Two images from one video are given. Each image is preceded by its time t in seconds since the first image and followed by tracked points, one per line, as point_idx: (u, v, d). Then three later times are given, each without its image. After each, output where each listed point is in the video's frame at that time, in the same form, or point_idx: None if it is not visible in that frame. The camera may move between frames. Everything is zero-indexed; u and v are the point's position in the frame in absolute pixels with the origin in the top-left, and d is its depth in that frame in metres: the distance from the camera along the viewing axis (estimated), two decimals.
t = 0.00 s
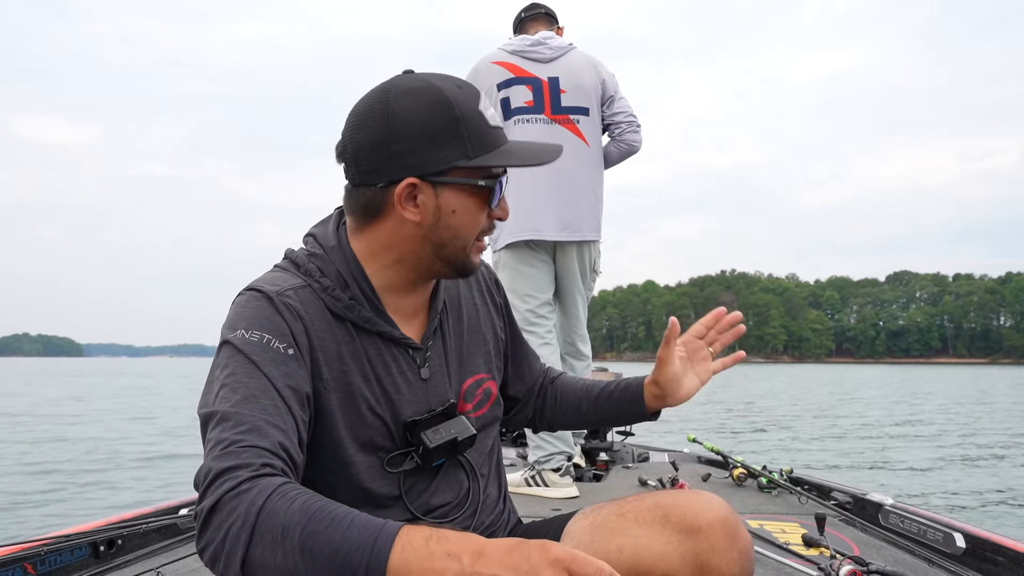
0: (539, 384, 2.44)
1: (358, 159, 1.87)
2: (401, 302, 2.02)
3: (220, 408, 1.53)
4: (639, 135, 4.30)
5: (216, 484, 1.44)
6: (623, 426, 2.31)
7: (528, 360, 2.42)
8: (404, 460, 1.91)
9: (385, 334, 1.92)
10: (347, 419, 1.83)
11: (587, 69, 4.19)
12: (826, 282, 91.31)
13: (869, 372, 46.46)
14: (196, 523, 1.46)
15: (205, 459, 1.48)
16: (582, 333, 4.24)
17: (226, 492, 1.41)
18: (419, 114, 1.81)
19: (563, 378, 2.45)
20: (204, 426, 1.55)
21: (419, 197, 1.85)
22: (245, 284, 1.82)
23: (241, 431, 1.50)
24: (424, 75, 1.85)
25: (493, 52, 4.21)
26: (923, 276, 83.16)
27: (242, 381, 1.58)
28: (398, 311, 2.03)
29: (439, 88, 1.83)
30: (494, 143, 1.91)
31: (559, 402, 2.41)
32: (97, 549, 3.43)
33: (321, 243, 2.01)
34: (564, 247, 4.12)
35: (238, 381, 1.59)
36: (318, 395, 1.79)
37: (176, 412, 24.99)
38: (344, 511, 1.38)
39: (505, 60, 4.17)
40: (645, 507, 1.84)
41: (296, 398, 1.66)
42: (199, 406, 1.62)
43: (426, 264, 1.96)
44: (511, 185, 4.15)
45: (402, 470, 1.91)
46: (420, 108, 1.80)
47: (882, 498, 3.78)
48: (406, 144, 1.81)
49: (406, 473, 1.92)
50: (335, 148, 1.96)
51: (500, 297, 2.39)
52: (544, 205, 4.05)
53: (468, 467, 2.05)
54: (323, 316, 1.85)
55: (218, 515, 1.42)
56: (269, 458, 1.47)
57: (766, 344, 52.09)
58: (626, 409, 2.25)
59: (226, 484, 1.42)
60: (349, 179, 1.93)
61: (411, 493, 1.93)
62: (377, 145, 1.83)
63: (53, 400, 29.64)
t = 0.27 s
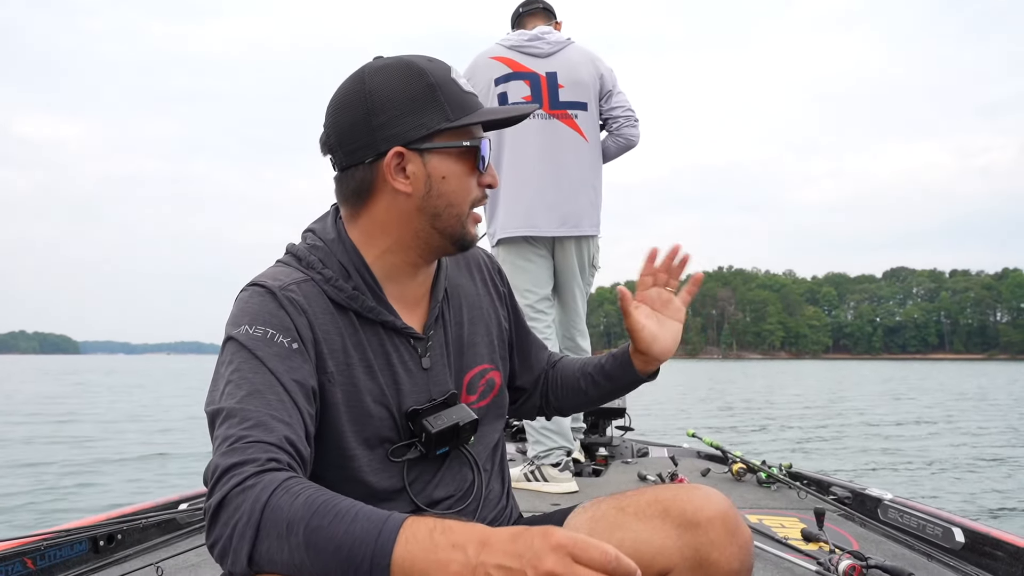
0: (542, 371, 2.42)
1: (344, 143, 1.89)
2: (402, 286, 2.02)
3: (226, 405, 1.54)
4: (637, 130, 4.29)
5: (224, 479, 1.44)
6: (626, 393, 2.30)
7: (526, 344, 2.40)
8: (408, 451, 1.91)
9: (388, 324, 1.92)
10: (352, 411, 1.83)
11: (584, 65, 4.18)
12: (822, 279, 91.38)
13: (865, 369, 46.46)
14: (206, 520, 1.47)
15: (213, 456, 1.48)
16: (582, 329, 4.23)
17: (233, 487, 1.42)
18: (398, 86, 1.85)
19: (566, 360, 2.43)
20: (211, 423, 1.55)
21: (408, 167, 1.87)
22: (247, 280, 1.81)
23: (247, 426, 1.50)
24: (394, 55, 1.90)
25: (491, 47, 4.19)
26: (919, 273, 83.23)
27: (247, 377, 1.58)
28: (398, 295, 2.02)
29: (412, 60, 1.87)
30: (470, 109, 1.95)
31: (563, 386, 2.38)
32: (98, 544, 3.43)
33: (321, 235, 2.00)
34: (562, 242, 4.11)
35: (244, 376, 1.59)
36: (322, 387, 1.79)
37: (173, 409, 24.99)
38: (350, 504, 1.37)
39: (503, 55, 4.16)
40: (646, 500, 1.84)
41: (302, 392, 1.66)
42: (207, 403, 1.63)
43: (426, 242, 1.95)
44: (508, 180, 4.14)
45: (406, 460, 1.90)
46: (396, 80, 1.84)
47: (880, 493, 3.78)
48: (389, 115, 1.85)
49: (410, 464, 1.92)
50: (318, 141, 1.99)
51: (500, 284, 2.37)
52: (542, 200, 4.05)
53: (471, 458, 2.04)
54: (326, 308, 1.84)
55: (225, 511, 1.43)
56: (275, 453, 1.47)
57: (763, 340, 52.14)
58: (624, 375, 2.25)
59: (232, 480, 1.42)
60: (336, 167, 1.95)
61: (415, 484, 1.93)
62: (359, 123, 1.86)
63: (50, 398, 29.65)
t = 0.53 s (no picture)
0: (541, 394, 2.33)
1: (353, 144, 1.89)
2: (408, 288, 2.01)
3: (221, 402, 1.54)
4: (636, 128, 4.29)
5: (213, 478, 1.45)
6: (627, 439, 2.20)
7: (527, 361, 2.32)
8: (402, 453, 1.90)
9: (388, 327, 1.91)
10: (347, 412, 1.83)
11: (583, 63, 4.18)
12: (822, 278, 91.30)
13: (865, 368, 46.40)
14: (194, 516, 1.47)
15: (205, 452, 1.48)
16: (583, 327, 4.23)
17: (223, 485, 1.42)
18: (406, 88, 1.86)
19: (571, 389, 2.32)
20: (205, 419, 1.56)
21: (415, 170, 1.87)
22: (250, 278, 1.82)
23: (240, 423, 1.51)
24: (402, 57, 1.91)
25: (489, 46, 4.19)
26: (918, 272, 83.13)
27: (243, 374, 1.59)
28: (402, 300, 2.01)
29: (420, 62, 1.88)
30: (479, 112, 1.95)
31: (563, 412, 2.28)
32: (98, 543, 3.43)
33: (326, 234, 2.00)
34: (562, 240, 4.11)
35: (240, 373, 1.59)
36: (317, 387, 1.79)
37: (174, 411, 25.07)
38: (339, 504, 1.39)
39: (502, 54, 4.15)
40: (643, 499, 1.84)
41: (298, 391, 1.66)
42: (203, 399, 1.63)
43: (433, 245, 1.95)
44: (508, 178, 4.13)
45: (399, 463, 1.89)
46: (404, 83, 1.85)
47: (881, 492, 3.78)
48: (397, 118, 1.85)
49: (403, 467, 1.91)
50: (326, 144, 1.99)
51: (507, 289, 2.32)
52: (542, 199, 4.04)
53: (467, 463, 2.03)
54: (325, 308, 1.84)
55: (214, 508, 1.43)
56: (266, 450, 1.47)
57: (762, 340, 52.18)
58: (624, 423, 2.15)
59: (222, 478, 1.43)
60: (344, 169, 1.95)
61: (407, 487, 1.92)
62: (368, 125, 1.86)
63: (51, 399, 29.76)
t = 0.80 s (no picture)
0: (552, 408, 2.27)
1: (364, 141, 1.90)
2: (413, 289, 2.01)
3: (236, 404, 1.56)
4: (639, 131, 4.29)
5: (233, 478, 1.47)
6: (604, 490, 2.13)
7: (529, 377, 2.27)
8: (411, 452, 1.90)
9: (396, 327, 1.92)
10: (356, 413, 1.84)
11: (586, 66, 4.19)
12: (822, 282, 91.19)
13: (866, 373, 46.27)
14: (211, 516, 1.49)
15: (222, 454, 1.50)
16: (586, 329, 4.23)
17: (241, 487, 1.44)
18: (422, 88, 1.87)
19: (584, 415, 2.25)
20: (221, 420, 1.57)
21: (427, 168, 1.88)
22: (256, 281, 1.82)
23: (256, 426, 1.52)
24: (418, 59, 1.93)
25: (492, 49, 4.21)
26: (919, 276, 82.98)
27: (256, 376, 1.60)
28: (408, 299, 2.00)
29: (436, 64, 1.90)
30: (490, 117, 1.98)
31: (561, 437, 2.21)
32: (102, 545, 3.44)
33: (331, 235, 2.00)
34: (565, 243, 4.11)
35: (253, 375, 1.60)
36: (327, 388, 1.80)
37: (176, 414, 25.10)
38: (356, 513, 1.42)
39: (505, 57, 4.16)
40: (648, 508, 1.83)
41: (311, 392, 1.67)
42: (217, 401, 1.65)
43: (440, 245, 1.95)
44: (512, 182, 4.14)
45: (408, 461, 1.90)
46: (421, 83, 1.87)
47: (885, 495, 3.77)
48: (411, 116, 1.86)
49: (412, 466, 1.91)
50: (334, 141, 1.99)
51: (514, 291, 2.30)
52: (545, 202, 4.05)
53: (474, 462, 2.02)
54: (333, 310, 1.85)
55: (231, 508, 1.45)
56: (284, 454, 1.49)
57: (763, 344, 52.10)
58: (610, 474, 2.08)
59: (242, 477, 1.45)
60: (352, 168, 1.95)
61: (417, 486, 1.93)
62: (382, 122, 1.87)
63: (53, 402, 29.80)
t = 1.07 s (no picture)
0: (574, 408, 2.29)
1: (364, 161, 1.91)
2: (428, 293, 2.02)
3: (254, 406, 1.56)
4: (641, 136, 4.31)
5: (249, 481, 1.46)
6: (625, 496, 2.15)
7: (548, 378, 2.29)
8: (424, 454, 1.91)
9: (412, 328, 1.92)
10: (372, 415, 1.84)
11: (589, 71, 4.20)
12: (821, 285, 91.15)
13: (864, 376, 46.22)
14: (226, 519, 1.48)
15: (239, 457, 1.50)
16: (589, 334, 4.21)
17: (256, 491, 1.43)
18: (405, 97, 1.86)
19: (606, 416, 2.26)
20: (239, 421, 1.57)
21: (429, 174, 1.89)
22: (273, 282, 1.83)
23: (274, 429, 1.52)
24: (395, 66, 1.92)
25: (496, 54, 4.22)
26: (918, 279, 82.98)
27: (276, 378, 1.60)
28: (425, 304, 2.02)
29: (414, 67, 1.88)
30: (479, 105, 1.97)
31: (588, 437, 2.24)
32: (106, 551, 3.45)
33: (347, 238, 2.01)
34: (568, 247, 4.12)
35: (272, 377, 1.60)
36: (344, 391, 1.80)
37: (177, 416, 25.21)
38: (370, 521, 1.39)
39: (509, 62, 4.18)
40: (656, 513, 1.82)
41: (328, 397, 1.68)
42: (233, 401, 1.64)
43: (454, 245, 1.96)
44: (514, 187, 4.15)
45: (423, 463, 1.90)
46: (403, 92, 1.85)
47: (889, 499, 3.78)
48: (402, 127, 1.86)
49: (427, 467, 1.92)
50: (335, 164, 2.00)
51: (528, 298, 2.32)
52: (548, 206, 4.06)
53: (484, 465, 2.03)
54: (350, 311, 1.86)
55: (247, 510, 1.44)
56: (300, 460, 1.49)
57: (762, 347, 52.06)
58: (629, 482, 2.09)
59: (257, 481, 1.44)
60: (358, 187, 1.96)
61: (431, 488, 1.93)
62: (376, 138, 1.87)
63: (54, 404, 29.92)
